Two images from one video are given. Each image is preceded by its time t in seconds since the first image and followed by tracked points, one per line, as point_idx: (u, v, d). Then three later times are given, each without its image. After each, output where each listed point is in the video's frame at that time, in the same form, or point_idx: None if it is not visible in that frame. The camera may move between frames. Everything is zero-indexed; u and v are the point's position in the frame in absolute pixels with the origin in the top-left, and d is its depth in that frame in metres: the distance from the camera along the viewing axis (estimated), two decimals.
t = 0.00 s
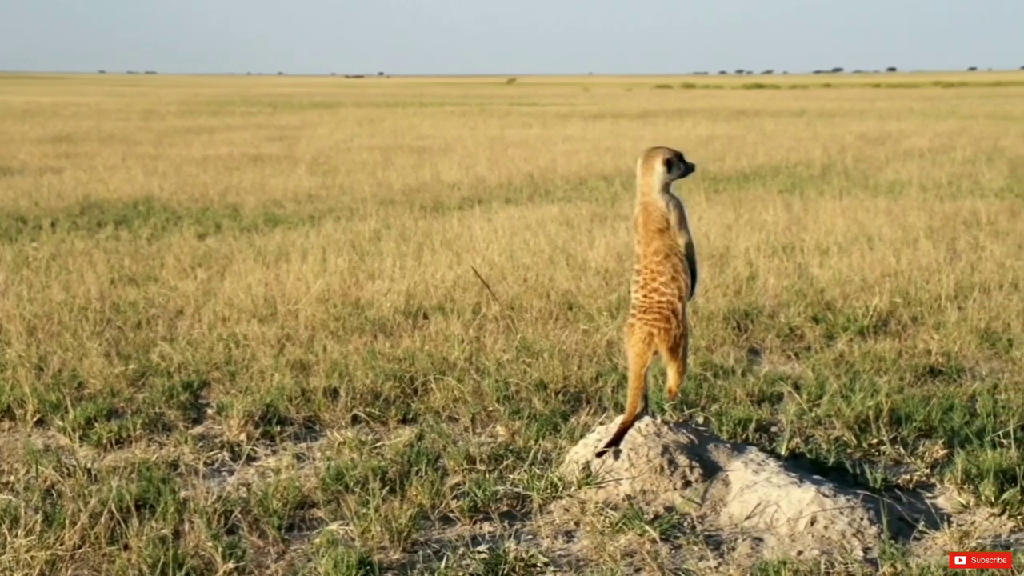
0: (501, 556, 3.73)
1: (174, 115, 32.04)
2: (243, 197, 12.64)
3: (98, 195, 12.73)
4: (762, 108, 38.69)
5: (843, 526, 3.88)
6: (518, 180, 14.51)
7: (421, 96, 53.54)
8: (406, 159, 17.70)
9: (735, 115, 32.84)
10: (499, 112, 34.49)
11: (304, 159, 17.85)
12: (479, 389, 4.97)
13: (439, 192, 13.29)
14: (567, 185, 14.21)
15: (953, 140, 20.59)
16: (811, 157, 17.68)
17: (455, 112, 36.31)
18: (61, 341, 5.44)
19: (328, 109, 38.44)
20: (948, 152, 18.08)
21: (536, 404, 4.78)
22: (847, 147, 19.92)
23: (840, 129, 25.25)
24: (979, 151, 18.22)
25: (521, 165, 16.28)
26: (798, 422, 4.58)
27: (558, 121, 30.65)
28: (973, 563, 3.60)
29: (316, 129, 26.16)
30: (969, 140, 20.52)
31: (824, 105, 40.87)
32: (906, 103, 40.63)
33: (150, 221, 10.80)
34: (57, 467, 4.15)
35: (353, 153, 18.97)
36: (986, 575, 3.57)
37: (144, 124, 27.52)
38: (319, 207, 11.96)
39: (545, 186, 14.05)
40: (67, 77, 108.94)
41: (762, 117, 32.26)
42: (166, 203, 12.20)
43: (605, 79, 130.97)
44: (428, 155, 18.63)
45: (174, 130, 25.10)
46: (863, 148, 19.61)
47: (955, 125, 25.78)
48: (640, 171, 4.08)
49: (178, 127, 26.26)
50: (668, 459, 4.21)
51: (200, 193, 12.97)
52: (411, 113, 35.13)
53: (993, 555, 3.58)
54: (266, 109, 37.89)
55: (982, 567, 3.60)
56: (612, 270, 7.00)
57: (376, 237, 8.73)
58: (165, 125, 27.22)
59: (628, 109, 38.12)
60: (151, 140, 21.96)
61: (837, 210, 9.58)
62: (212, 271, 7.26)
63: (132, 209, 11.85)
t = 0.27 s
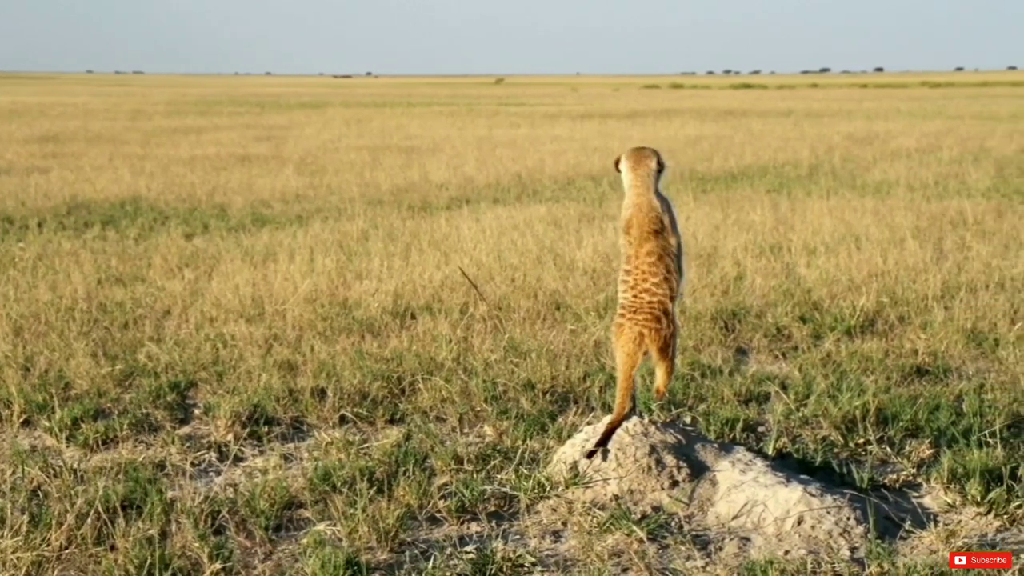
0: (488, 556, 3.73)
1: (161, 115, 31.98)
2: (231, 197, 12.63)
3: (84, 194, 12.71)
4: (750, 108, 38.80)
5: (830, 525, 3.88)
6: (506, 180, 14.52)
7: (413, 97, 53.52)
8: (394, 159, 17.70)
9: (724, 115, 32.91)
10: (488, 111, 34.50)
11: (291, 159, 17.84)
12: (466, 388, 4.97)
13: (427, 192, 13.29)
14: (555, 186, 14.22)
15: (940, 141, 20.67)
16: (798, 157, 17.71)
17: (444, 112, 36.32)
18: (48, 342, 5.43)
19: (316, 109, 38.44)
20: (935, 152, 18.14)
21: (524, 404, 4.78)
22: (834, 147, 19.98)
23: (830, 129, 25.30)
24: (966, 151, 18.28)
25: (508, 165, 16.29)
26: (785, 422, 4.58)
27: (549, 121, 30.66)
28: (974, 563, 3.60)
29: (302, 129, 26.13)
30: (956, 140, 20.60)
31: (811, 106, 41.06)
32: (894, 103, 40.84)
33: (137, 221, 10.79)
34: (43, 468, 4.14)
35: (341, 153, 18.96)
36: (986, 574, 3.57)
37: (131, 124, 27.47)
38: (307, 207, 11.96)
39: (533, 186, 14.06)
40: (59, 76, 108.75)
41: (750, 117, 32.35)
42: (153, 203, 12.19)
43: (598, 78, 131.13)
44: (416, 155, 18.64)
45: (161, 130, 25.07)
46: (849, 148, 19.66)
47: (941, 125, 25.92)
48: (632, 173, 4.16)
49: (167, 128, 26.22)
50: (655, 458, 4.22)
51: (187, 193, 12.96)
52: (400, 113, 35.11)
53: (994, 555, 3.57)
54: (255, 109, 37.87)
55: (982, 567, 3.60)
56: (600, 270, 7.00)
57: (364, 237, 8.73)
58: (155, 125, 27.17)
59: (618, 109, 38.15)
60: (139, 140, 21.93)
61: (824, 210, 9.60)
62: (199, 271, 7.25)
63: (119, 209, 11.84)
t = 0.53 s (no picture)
0: (473, 556, 3.73)
1: (146, 115, 31.91)
2: (215, 197, 12.62)
3: (68, 194, 12.68)
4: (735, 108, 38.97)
5: (814, 524, 3.89)
6: (491, 180, 14.53)
7: (404, 97, 53.50)
8: (379, 159, 17.70)
9: (709, 115, 32.99)
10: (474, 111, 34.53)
11: (276, 159, 17.82)
12: (451, 389, 4.96)
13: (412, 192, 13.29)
14: (540, 186, 14.23)
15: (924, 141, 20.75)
16: (782, 157, 17.76)
17: (430, 112, 36.35)
18: (31, 342, 5.41)
19: (302, 110, 38.42)
20: (921, 152, 18.21)
21: (509, 404, 4.78)
22: (819, 147, 20.05)
23: (818, 129, 25.37)
24: (949, 151, 18.37)
25: (493, 165, 16.31)
26: (769, 421, 4.58)
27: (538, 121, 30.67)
28: (974, 562, 3.59)
29: (288, 130, 26.10)
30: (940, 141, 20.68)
31: (795, 106, 41.27)
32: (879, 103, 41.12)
33: (122, 221, 10.77)
34: (26, 469, 4.13)
35: (326, 153, 18.95)
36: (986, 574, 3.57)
37: (116, 124, 27.42)
38: (292, 207, 11.95)
39: (518, 186, 14.07)
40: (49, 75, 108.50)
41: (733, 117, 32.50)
42: (137, 203, 12.18)
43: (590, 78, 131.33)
44: (401, 155, 18.64)
45: (145, 131, 25.02)
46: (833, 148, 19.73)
47: (925, 126, 26.09)
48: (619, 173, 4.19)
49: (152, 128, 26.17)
50: (639, 459, 4.23)
51: (171, 193, 12.94)
52: (386, 113, 35.10)
53: (994, 555, 3.56)
54: (240, 110, 37.83)
55: (983, 567, 3.59)
56: (585, 269, 7.00)
57: (349, 237, 8.72)
58: (143, 125, 27.12)
59: (604, 109, 38.20)
60: (124, 140, 21.89)
61: (808, 210, 9.62)
62: (184, 271, 7.24)
63: (103, 209, 11.82)
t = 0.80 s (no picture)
0: (459, 556, 3.73)
1: (131, 115, 31.83)
2: (201, 197, 12.61)
3: (53, 194, 12.65)
4: (721, 108, 39.14)
5: (799, 524, 3.90)
6: (477, 180, 14.54)
7: (395, 97, 53.49)
8: (366, 159, 17.70)
9: (695, 115, 33.09)
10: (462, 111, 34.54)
11: (263, 159, 17.81)
12: (437, 388, 4.97)
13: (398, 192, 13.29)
14: (526, 186, 14.23)
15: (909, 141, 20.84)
16: (768, 157, 17.81)
17: (419, 112, 36.37)
18: (16, 343, 5.41)
19: (289, 110, 38.41)
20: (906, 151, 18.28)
21: (495, 404, 4.78)
22: (805, 147, 20.12)
23: (806, 129, 25.44)
24: (934, 151, 18.45)
25: (479, 165, 16.32)
26: (755, 421, 4.59)
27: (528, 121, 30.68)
28: (974, 562, 3.59)
29: (274, 130, 26.06)
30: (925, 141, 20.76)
31: (781, 106, 41.50)
32: (867, 103, 41.37)
33: (107, 221, 10.75)
34: (11, 470, 4.12)
35: (312, 154, 18.93)
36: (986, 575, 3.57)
37: (102, 124, 27.34)
38: (278, 207, 11.94)
39: (504, 186, 14.08)
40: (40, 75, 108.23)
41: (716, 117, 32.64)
42: (123, 203, 12.17)
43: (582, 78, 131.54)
44: (387, 155, 18.64)
45: (130, 131, 24.97)
46: (820, 148, 19.79)
47: (909, 126, 26.25)
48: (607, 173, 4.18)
49: (138, 128, 26.12)
50: (625, 458, 4.24)
51: (157, 193, 12.93)
52: (372, 114, 35.09)
53: (994, 555, 3.57)
54: (227, 110, 37.79)
55: (982, 567, 3.59)
56: (571, 269, 7.00)
57: (335, 237, 8.72)
58: (132, 125, 27.06)
59: (576, 110, 38.35)
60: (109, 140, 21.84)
61: (794, 210, 9.63)
62: (169, 271, 7.24)
63: (88, 209, 11.80)
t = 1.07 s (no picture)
0: (442, 556, 3.73)
1: (115, 116, 31.73)
2: (184, 197, 12.60)
3: (36, 194, 12.63)
4: (705, 108, 39.29)
5: (782, 523, 3.90)
6: (461, 180, 14.54)
7: (385, 98, 53.47)
8: (349, 159, 17.70)
9: (678, 115, 33.19)
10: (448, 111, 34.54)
11: (247, 159, 17.78)
12: (421, 388, 4.96)
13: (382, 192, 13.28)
14: (510, 186, 14.24)
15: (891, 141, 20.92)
16: (752, 157, 17.85)
17: (406, 112, 36.38)
18: None
19: (273, 110, 38.35)
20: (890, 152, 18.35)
21: (478, 405, 4.78)
22: (789, 147, 20.19)
23: (793, 129, 25.51)
24: (917, 151, 18.53)
25: (463, 165, 16.33)
26: (738, 421, 4.59)
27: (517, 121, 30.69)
28: (974, 563, 3.59)
29: (258, 130, 26.03)
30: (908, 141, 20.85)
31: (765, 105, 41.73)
32: (853, 103, 41.63)
33: (90, 221, 10.73)
34: None
35: (296, 153, 18.92)
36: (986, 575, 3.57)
37: (86, 124, 27.25)
38: (261, 207, 11.94)
39: (488, 186, 14.08)
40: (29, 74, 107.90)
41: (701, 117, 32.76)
42: (105, 203, 12.14)
43: (573, 78, 131.73)
44: (371, 155, 18.64)
45: (112, 131, 24.90)
46: (803, 148, 19.86)
47: (893, 126, 26.39)
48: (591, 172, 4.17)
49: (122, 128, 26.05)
50: (608, 458, 4.24)
51: (140, 193, 12.91)
52: (355, 114, 35.04)
53: (994, 555, 3.57)
54: (211, 110, 37.73)
55: (982, 567, 3.59)
56: (555, 269, 7.01)
57: (319, 237, 8.72)
58: (119, 125, 26.99)
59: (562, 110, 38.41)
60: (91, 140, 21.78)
61: (777, 210, 9.66)
62: (152, 272, 7.23)
63: (71, 209, 11.77)
